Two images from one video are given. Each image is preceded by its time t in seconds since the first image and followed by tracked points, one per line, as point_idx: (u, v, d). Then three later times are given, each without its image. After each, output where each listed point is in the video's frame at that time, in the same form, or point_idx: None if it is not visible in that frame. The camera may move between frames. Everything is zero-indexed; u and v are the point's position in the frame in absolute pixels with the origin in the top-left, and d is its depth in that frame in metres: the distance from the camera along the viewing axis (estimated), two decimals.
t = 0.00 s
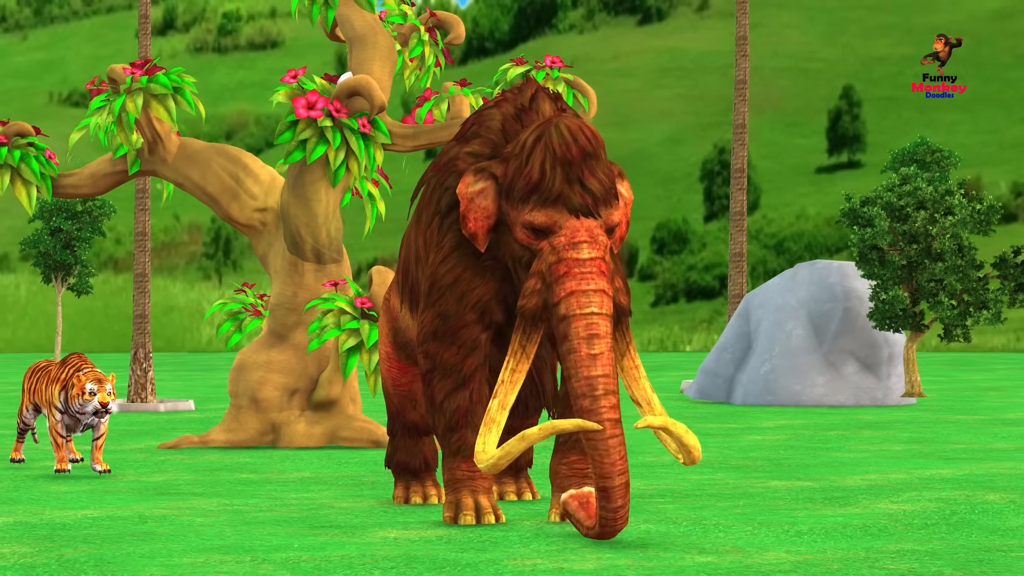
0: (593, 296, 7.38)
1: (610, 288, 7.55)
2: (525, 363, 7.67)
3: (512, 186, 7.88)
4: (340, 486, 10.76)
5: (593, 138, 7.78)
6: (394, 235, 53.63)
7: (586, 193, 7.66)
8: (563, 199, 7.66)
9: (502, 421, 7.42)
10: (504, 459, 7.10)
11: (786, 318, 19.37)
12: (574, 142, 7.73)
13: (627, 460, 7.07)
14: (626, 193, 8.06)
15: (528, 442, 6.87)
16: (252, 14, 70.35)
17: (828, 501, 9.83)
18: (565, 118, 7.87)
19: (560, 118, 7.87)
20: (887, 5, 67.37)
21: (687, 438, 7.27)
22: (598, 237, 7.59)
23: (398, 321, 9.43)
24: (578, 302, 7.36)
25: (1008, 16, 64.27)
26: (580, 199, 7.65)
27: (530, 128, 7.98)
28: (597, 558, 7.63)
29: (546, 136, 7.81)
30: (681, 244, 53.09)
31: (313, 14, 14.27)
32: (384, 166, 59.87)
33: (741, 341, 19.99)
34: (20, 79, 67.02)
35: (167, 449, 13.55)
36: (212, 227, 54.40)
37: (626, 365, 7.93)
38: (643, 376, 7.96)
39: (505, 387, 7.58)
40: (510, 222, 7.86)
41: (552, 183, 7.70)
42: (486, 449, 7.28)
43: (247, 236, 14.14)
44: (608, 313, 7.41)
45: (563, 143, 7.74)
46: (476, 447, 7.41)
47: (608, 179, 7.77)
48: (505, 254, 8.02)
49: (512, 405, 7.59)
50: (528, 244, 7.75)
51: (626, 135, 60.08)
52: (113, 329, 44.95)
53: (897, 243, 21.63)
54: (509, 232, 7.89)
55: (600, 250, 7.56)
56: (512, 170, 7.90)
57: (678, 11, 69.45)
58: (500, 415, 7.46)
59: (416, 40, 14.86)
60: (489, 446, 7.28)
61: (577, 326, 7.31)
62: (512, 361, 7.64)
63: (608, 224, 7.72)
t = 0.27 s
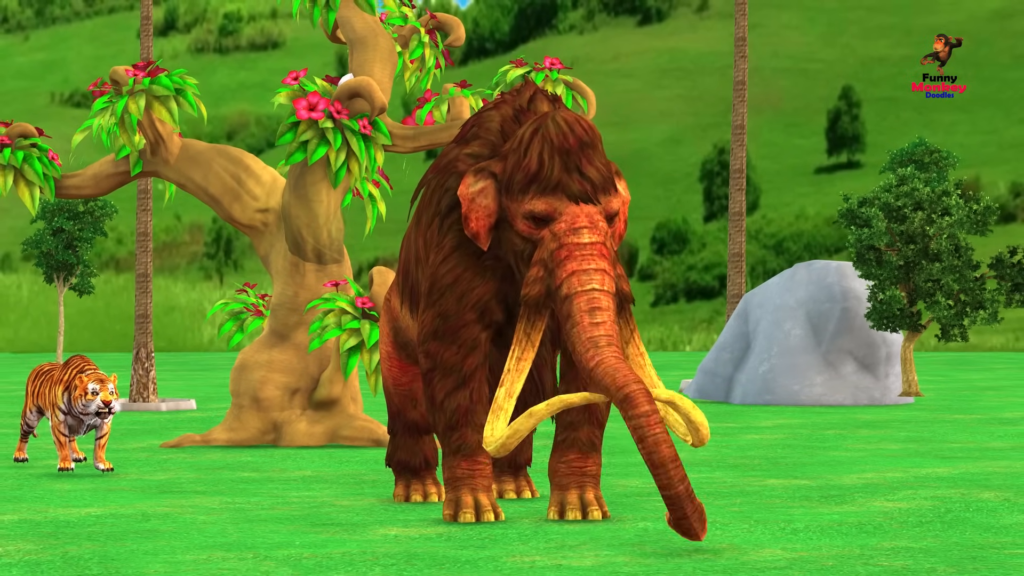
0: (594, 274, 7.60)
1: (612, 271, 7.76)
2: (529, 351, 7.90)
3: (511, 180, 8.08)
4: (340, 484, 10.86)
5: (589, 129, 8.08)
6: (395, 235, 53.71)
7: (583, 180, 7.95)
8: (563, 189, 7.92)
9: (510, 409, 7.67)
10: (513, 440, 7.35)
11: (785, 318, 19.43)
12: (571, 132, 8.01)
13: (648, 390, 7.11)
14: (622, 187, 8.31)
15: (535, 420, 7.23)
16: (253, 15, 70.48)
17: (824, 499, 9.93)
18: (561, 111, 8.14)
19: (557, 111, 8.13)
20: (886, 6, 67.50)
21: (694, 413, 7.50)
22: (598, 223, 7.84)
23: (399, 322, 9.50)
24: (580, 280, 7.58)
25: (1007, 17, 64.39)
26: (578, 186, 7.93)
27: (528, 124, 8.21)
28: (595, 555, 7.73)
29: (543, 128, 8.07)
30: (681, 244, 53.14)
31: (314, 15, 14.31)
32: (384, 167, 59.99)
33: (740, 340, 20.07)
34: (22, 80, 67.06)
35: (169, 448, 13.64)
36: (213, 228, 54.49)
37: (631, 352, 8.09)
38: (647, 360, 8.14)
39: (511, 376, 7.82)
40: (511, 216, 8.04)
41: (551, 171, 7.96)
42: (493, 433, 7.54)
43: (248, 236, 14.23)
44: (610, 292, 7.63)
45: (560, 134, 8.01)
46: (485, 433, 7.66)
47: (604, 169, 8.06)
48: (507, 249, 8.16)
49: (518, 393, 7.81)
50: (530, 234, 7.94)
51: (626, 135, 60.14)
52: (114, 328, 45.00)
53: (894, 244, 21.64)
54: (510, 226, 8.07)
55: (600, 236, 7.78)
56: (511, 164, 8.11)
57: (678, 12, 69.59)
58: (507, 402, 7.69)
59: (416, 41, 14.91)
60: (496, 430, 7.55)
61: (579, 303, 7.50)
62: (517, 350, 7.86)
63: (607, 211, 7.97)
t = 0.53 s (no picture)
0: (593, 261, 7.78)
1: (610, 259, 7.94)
2: (532, 341, 8.06)
3: (510, 176, 8.26)
4: (342, 482, 11.00)
5: (586, 123, 8.27)
6: (396, 236, 53.85)
7: (581, 172, 8.15)
8: (562, 180, 8.11)
9: (513, 397, 7.79)
10: (519, 421, 7.48)
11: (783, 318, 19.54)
12: (568, 127, 8.23)
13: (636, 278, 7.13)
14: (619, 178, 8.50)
15: (542, 398, 7.35)
16: (254, 16, 70.67)
17: (818, 497, 10.08)
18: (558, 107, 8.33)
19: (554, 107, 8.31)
20: (886, 7, 67.65)
21: (698, 394, 7.66)
22: (596, 211, 8.02)
23: (399, 324, 9.63)
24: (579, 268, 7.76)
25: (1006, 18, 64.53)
26: (576, 177, 8.12)
27: (526, 122, 8.38)
28: (592, 551, 7.86)
29: (541, 124, 8.27)
30: (681, 244, 53.26)
31: (316, 19, 14.44)
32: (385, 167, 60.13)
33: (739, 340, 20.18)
34: (24, 80, 67.21)
35: (172, 447, 13.78)
36: (215, 227, 54.66)
37: (633, 341, 8.19)
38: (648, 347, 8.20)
39: (515, 366, 7.97)
40: (511, 212, 8.20)
41: (549, 165, 8.15)
42: (498, 418, 7.64)
43: (250, 236, 14.36)
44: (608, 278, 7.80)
45: (558, 128, 8.22)
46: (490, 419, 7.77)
47: (601, 161, 8.25)
48: (507, 246, 8.30)
49: (522, 382, 7.95)
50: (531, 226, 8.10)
51: (626, 135, 60.29)
52: (116, 328, 45.14)
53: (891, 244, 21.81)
54: (510, 223, 8.23)
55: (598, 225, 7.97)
56: (509, 161, 8.29)
57: (678, 13, 69.76)
58: (511, 391, 7.83)
59: (417, 44, 15.04)
60: (502, 415, 7.63)
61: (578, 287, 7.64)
62: (520, 339, 8.03)
63: (605, 200, 8.16)
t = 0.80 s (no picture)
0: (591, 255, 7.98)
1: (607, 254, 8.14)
2: (532, 336, 8.19)
3: (509, 175, 8.46)
4: (344, 479, 11.18)
5: (583, 123, 8.50)
6: (396, 236, 54.02)
7: (579, 170, 8.37)
8: (560, 177, 8.32)
9: (514, 390, 7.93)
10: (520, 412, 7.71)
11: (780, 318, 19.70)
12: (565, 126, 8.46)
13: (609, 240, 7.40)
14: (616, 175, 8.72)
15: (543, 389, 7.60)
16: (256, 17, 70.88)
17: (813, 494, 10.24)
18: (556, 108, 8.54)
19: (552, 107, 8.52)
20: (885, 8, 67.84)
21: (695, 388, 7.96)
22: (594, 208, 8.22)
23: (399, 324, 9.79)
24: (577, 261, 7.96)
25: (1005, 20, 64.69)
26: (574, 175, 8.34)
27: (525, 123, 8.58)
28: (589, 546, 8.03)
29: (540, 124, 8.48)
30: (680, 244, 53.34)
31: (318, 22, 14.61)
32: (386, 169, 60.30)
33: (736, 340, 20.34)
34: (27, 81, 67.42)
35: (176, 445, 13.94)
36: (216, 228, 54.86)
37: (631, 337, 8.38)
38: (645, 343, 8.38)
39: (515, 359, 8.11)
40: (510, 211, 8.39)
41: (548, 163, 8.37)
42: (499, 409, 7.82)
43: (253, 237, 14.51)
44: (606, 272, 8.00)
45: (556, 128, 8.44)
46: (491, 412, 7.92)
47: (598, 159, 8.47)
48: (506, 245, 8.48)
49: (523, 375, 8.10)
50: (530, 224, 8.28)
51: (626, 136, 60.45)
52: (118, 327, 45.33)
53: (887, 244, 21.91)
54: (509, 221, 8.42)
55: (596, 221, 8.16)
56: (509, 161, 8.49)
57: (678, 14, 69.96)
58: (512, 383, 7.99)
59: (418, 47, 15.22)
60: (502, 407, 7.81)
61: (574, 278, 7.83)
62: (519, 334, 8.15)
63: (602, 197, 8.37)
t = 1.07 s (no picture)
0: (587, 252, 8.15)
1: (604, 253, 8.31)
2: (531, 331, 8.39)
3: (508, 176, 8.60)
4: (346, 476, 11.37)
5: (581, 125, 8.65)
6: (398, 236, 54.18)
7: (577, 171, 8.53)
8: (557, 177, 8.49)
9: (514, 385, 8.14)
10: (519, 406, 7.92)
11: (777, 317, 19.88)
12: (564, 128, 8.69)
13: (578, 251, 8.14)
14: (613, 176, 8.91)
15: (542, 381, 7.77)
16: (258, 19, 71.10)
17: (806, 490, 10.43)
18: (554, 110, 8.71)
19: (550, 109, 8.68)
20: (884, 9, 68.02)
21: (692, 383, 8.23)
22: (591, 208, 8.39)
23: (400, 324, 9.98)
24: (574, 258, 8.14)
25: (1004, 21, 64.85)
26: (573, 175, 8.50)
27: (523, 125, 8.75)
28: (586, 541, 8.21)
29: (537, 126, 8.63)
30: (679, 244, 53.42)
31: (320, 26, 14.80)
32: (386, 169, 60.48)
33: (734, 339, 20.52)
34: (30, 82, 67.63)
35: (180, 443, 14.13)
36: (219, 228, 55.05)
37: (628, 334, 8.54)
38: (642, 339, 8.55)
39: (514, 355, 8.30)
40: (508, 211, 8.55)
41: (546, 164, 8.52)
42: (500, 404, 8.04)
43: (255, 238, 14.69)
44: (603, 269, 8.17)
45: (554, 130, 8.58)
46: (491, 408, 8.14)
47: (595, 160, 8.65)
48: (505, 246, 8.67)
49: (522, 370, 8.30)
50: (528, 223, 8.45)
51: (626, 136, 60.62)
52: (121, 327, 45.49)
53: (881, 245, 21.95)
54: (508, 222, 8.59)
55: (594, 220, 8.34)
56: (507, 162, 8.64)
57: (678, 15, 70.17)
58: (511, 379, 8.19)
59: (419, 51, 15.43)
60: (502, 403, 8.02)
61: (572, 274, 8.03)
62: (519, 331, 8.36)
63: (599, 198, 8.55)
